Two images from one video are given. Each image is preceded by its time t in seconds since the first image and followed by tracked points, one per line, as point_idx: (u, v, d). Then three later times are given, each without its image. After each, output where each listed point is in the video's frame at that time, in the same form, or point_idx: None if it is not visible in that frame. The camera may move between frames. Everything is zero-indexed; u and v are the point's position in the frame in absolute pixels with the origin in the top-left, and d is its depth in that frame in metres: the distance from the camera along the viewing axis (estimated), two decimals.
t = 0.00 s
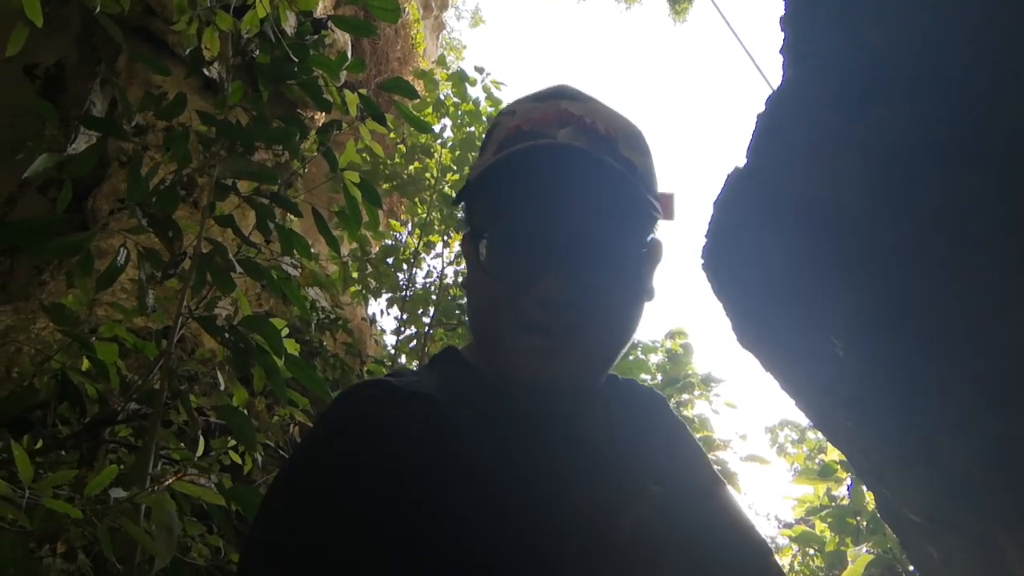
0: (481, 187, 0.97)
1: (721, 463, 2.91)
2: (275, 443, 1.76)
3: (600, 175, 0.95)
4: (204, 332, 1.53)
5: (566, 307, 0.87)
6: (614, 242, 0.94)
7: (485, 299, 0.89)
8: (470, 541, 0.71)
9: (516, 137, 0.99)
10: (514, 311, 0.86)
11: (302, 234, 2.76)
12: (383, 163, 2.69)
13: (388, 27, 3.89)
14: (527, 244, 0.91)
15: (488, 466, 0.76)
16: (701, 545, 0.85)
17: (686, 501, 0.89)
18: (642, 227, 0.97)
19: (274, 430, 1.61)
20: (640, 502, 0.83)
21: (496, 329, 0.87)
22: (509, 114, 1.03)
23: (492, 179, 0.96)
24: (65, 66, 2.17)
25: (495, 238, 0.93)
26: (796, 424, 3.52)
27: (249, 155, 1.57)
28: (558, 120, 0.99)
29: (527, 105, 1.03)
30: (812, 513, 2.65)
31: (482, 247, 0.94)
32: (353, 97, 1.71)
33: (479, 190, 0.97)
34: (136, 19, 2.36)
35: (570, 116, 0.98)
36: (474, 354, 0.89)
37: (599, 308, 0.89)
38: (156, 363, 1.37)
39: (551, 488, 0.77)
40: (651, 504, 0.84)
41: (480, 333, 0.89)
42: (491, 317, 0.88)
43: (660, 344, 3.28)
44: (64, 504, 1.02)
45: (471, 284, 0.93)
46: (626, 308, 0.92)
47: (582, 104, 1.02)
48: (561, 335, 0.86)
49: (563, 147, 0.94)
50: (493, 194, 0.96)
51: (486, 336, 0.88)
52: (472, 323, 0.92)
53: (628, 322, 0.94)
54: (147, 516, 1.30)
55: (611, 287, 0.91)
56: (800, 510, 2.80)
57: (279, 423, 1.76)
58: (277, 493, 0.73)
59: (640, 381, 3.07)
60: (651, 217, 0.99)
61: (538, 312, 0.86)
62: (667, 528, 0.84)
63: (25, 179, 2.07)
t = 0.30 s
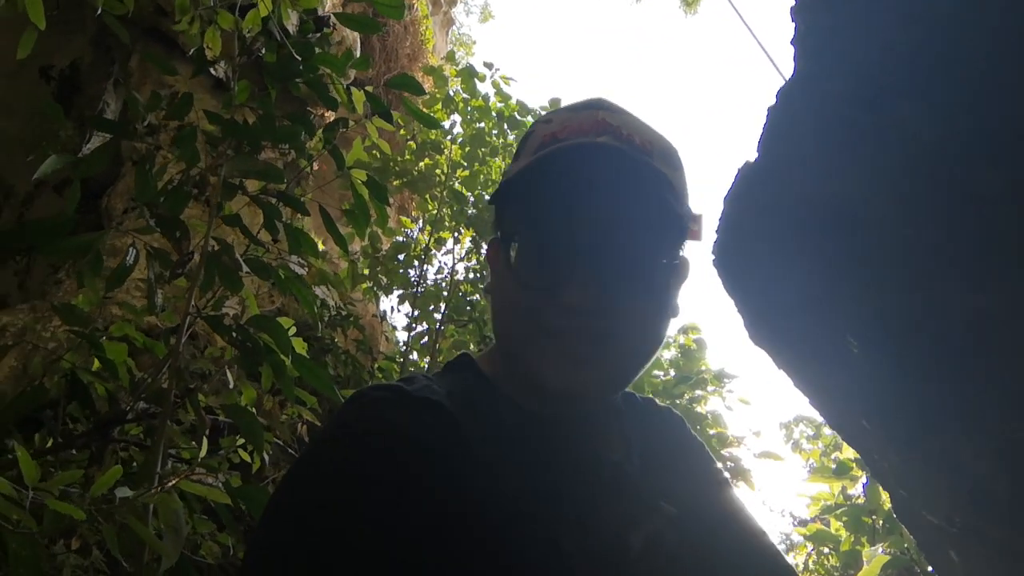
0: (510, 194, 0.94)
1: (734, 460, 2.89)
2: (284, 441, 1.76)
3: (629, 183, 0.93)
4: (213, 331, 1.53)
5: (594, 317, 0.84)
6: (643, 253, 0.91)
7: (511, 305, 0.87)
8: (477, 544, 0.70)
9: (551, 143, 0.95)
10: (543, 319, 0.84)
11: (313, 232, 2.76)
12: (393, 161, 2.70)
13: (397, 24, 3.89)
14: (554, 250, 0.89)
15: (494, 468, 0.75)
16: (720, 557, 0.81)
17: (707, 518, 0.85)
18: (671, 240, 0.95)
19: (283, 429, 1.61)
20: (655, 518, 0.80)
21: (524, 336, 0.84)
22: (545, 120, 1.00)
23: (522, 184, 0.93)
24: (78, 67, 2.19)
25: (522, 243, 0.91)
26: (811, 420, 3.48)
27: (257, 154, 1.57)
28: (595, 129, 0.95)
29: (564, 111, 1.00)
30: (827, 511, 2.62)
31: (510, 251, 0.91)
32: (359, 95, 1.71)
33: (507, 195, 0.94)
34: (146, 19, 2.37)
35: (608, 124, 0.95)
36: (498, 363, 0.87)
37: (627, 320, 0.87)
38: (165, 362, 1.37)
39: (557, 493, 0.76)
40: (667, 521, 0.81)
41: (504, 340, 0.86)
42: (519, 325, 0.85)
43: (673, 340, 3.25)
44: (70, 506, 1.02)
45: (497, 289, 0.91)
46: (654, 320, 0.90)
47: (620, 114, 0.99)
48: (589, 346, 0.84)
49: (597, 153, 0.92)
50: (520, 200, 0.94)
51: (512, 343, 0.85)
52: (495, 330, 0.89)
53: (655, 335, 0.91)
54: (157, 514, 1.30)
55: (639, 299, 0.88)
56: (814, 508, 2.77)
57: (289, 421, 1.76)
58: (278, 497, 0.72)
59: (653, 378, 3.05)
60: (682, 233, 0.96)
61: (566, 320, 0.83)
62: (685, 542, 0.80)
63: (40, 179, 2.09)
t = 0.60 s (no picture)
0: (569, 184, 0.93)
1: (746, 446, 2.88)
2: (296, 437, 1.76)
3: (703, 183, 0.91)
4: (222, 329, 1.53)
5: (644, 318, 0.85)
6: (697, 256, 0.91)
7: (563, 299, 0.88)
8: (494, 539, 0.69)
9: (611, 140, 0.97)
10: (593, 319, 0.85)
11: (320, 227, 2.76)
12: (398, 154, 2.71)
13: (399, 17, 3.87)
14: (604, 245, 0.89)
15: (508, 462, 0.74)
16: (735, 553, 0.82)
17: (720, 512, 0.87)
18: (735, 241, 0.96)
19: (295, 425, 1.61)
20: (671, 509, 0.80)
21: (571, 333, 0.86)
22: (601, 117, 1.01)
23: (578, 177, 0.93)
24: (82, 68, 2.19)
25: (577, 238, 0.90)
26: (823, 404, 3.47)
27: (262, 151, 1.57)
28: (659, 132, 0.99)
29: (621, 111, 1.01)
30: (841, 495, 2.61)
31: (559, 244, 0.91)
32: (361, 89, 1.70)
33: (557, 186, 0.94)
34: (147, 19, 2.37)
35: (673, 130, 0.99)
36: (537, 357, 0.89)
37: (674, 325, 0.88)
38: (176, 361, 1.37)
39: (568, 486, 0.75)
40: (683, 513, 0.81)
41: (545, 335, 0.88)
42: (569, 323, 0.86)
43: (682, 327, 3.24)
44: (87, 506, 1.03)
45: (536, 283, 0.92)
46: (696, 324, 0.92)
47: (674, 119, 1.02)
48: (638, 346, 0.85)
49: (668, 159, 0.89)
50: (582, 194, 0.90)
51: (561, 338, 0.87)
52: (531, 323, 0.91)
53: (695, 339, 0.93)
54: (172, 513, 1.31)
55: (686, 303, 0.89)
56: (828, 492, 2.76)
57: (300, 417, 1.76)
58: (292, 494, 0.71)
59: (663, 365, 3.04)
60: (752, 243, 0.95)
61: (617, 321, 0.85)
62: (698, 533, 0.81)
63: (47, 181, 2.09)
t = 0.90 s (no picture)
0: (579, 173, 0.93)
1: (749, 445, 2.88)
2: (302, 429, 1.77)
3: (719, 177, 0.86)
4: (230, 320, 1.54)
5: (651, 309, 0.86)
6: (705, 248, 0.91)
7: (571, 288, 0.88)
8: (502, 531, 0.69)
9: (622, 128, 0.96)
10: (601, 308, 0.86)
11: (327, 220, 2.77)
12: (404, 149, 2.71)
13: (407, 11, 3.87)
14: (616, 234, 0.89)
15: (516, 454, 0.75)
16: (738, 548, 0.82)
17: (725, 506, 0.87)
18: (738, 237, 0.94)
19: (301, 417, 1.62)
20: (678, 499, 0.83)
21: (580, 321, 0.87)
22: (611, 104, 1.00)
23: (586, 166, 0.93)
24: (91, 58, 2.19)
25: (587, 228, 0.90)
26: (827, 405, 3.47)
27: (270, 144, 1.57)
28: (671, 121, 0.98)
29: (629, 97, 1.01)
30: (844, 496, 2.61)
31: (568, 234, 0.91)
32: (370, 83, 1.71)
33: (566, 176, 0.95)
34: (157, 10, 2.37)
35: (686, 120, 0.98)
36: (544, 346, 0.90)
37: (682, 316, 0.89)
38: (185, 352, 1.38)
39: (576, 481, 0.76)
40: (690, 503, 0.84)
41: (552, 324, 0.89)
42: (577, 311, 0.87)
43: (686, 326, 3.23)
44: (99, 495, 1.04)
45: (544, 272, 0.93)
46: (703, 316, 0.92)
47: (685, 107, 1.01)
48: (645, 335, 0.86)
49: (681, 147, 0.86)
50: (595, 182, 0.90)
51: (570, 325, 0.87)
52: (538, 312, 0.91)
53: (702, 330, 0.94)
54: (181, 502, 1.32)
55: (693, 295, 0.90)
56: (831, 493, 2.75)
57: (306, 409, 1.77)
58: (305, 485, 0.72)
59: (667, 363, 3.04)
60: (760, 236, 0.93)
61: (625, 311, 0.86)
62: (707, 525, 0.83)
63: (57, 171, 2.10)
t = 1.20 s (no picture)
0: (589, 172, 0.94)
1: (744, 449, 2.90)
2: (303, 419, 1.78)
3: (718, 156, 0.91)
4: (236, 308, 1.54)
5: (658, 297, 0.87)
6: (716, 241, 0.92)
7: (579, 281, 0.89)
8: (512, 533, 0.69)
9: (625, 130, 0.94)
10: (607, 299, 0.86)
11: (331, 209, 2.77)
12: (411, 140, 2.71)
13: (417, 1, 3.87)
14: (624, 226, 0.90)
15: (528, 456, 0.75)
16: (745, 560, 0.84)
17: (734, 519, 0.88)
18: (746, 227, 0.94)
19: (302, 407, 1.62)
20: (693, 509, 0.83)
21: (586, 313, 0.86)
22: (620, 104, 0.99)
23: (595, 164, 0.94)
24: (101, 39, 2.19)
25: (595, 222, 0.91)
26: (822, 411, 3.48)
27: (281, 133, 1.57)
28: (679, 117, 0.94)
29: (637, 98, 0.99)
30: (837, 503, 2.62)
31: (578, 230, 0.92)
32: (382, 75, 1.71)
33: (577, 175, 0.96)
34: None
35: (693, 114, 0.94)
36: (552, 343, 0.90)
37: (687, 308, 0.89)
38: (191, 339, 1.38)
39: (593, 484, 0.76)
40: (702, 513, 0.84)
41: (559, 319, 0.89)
42: (584, 303, 0.87)
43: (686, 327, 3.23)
44: (104, 479, 1.05)
45: (555, 269, 0.93)
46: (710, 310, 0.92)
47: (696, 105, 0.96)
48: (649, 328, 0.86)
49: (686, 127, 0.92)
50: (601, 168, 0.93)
51: (578, 317, 0.87)
52: (548, 310, 0.92)
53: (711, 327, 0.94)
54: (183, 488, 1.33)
55: (699, 288, 0.90)
56: (824, 499, 2.77)
57: (307, 399, 1.77)
58: (321, 484, 0.72)
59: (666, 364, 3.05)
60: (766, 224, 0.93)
61: (632, 302, 0.86)
62: (720, 538, 0.83)
63: (64, 152, 2.10)
